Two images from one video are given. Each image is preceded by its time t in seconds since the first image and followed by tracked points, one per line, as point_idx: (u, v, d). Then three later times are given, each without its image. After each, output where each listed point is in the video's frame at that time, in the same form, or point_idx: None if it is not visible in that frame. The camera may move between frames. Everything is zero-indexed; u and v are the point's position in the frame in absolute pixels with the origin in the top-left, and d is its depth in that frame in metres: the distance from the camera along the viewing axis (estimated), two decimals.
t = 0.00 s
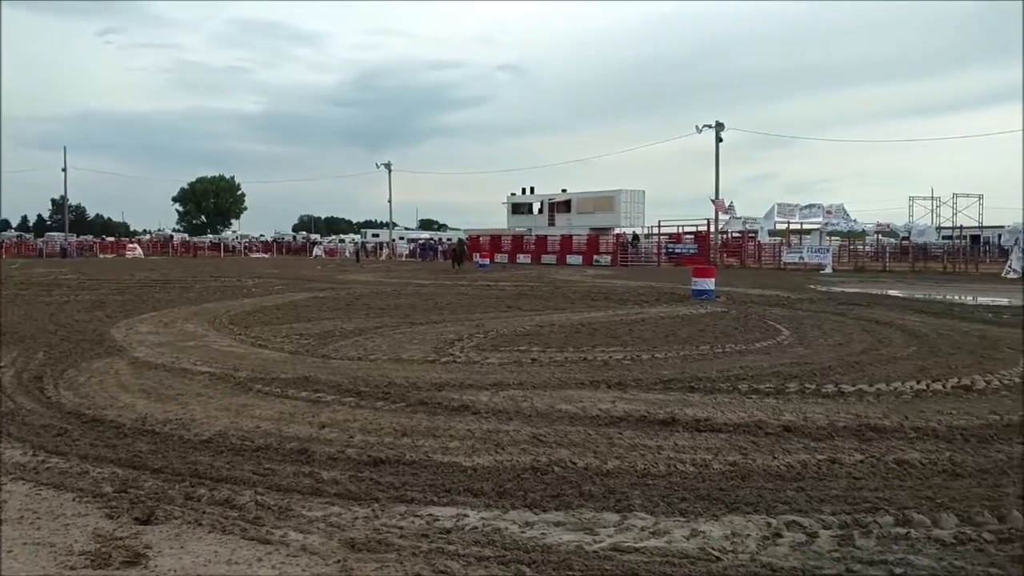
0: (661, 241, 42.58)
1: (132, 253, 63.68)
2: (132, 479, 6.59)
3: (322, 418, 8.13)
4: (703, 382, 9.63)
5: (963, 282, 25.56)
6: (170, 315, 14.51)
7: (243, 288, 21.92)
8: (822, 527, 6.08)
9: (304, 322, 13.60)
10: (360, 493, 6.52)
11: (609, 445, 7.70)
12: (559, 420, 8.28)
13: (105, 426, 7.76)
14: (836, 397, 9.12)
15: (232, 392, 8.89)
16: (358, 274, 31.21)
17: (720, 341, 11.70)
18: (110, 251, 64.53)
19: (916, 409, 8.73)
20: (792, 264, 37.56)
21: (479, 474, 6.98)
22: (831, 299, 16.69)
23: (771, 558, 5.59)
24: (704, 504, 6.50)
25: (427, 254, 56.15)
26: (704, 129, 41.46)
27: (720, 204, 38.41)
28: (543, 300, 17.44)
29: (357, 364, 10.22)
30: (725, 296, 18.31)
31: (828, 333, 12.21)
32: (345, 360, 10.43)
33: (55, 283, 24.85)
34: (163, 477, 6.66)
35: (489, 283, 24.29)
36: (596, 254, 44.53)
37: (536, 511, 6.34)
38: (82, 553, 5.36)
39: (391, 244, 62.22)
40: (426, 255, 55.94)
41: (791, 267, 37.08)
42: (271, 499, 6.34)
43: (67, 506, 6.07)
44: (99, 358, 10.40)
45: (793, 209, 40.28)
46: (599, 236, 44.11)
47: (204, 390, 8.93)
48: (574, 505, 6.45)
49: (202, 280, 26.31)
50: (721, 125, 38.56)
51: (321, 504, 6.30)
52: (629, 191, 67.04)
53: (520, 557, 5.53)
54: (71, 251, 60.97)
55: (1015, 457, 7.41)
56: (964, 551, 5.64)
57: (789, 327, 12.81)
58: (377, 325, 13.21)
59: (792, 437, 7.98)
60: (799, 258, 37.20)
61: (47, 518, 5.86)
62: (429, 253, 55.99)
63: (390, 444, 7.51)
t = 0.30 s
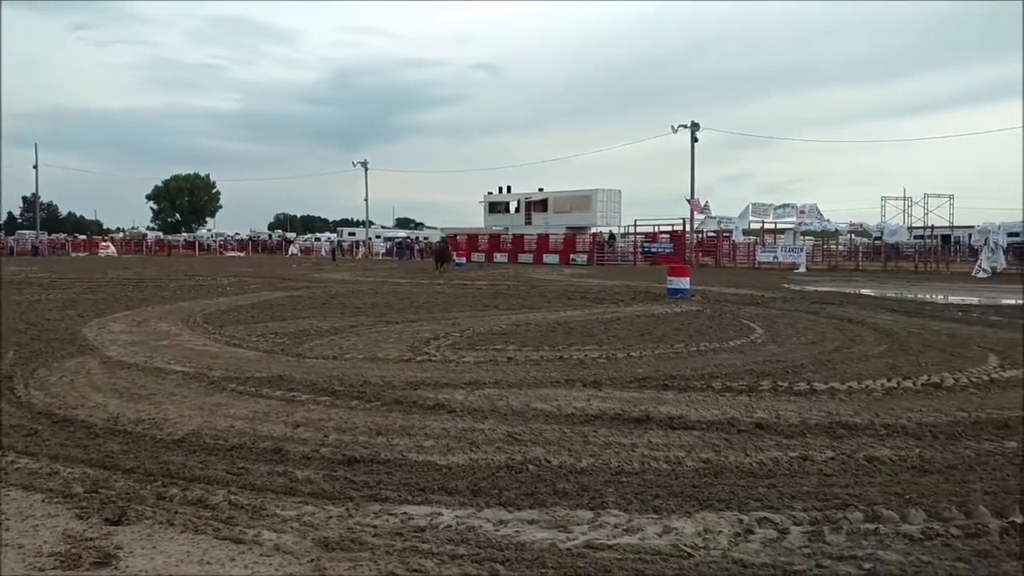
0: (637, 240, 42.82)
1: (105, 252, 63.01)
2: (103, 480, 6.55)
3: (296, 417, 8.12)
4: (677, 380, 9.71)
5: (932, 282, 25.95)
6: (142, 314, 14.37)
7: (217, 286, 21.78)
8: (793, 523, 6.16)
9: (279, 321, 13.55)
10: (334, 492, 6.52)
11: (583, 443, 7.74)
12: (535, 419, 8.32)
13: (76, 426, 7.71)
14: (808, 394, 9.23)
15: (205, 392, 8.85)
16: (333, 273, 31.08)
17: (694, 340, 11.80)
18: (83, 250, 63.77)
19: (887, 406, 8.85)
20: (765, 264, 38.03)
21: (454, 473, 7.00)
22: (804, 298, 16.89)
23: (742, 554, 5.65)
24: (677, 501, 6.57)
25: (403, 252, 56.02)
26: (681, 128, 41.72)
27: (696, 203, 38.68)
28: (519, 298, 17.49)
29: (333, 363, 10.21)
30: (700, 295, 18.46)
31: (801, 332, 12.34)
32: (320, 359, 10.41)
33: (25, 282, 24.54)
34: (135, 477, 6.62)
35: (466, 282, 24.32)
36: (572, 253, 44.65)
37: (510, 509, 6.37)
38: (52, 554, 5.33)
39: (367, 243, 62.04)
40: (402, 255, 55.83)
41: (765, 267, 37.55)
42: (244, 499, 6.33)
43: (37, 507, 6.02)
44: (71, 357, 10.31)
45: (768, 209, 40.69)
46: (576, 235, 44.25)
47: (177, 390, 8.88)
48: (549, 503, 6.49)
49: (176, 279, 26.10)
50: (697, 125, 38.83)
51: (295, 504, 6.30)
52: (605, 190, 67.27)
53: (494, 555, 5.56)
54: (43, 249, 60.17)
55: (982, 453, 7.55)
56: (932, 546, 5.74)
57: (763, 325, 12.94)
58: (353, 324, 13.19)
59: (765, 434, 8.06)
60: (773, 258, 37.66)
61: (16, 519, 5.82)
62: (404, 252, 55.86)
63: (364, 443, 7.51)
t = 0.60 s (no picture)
0: (609, 240, 43.02)
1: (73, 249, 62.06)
2: (68, 480, 6.48)
3: (266, 416, 8.08)
4: (648, 378, 9.79)
5: (897, 280, 26.36)
6: (110, 313, 14.19)
7: (187, 285, 21.56)
8: (760, 520, 6.24)
9: (249, 320, 13.47)
10: (304, 492, 6.50)
11: (554, 441, 7.78)
12: (505, 417, 8.34)
13: (41, 427, 7.61)
14: (776, 392, 9.34)
15: (173, 392, 8.77)
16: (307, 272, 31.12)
17: (665, 338, 11.89)
18: (49, 248, 62.81)
19: (854, 404, 8.98)
20: (736, 261, 38.32)
21: (424, 472, 7.01)
22: (774, 297, 17.08)
23: (710, 551, 5.72)
24: (646, 499, 6.62)
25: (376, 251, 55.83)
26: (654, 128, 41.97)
27: (668, 203, 38.97)
28: (492, 297, 17.53)
29: (303, 362, 10.17)
30: (671, 294, 18.60)
31: (770, 330, 12.49)
32: (290, 358, 10.37)
33: None
34: (101, 477, 6.56)
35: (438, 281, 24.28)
36: (545, 252, 44.69)
37: (480, 507, 6.39)
38: (14, 557, 5.27)
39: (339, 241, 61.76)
40: (374, 253, 55.66)
41: (736, 266, 37.95)
42: (212, 499, 6.29)
43: None
44: (35, 357, 10.17)
45: (739, 209, 41.09)
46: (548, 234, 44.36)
47: (145, 390, 8.80)
48: (519, 501, 6.52)
49: (146, 277, 25.80)
50: (669, 125, 39.10)
51: (264, 503, 6.27)
52: (577, 189, 67.42)
53: (464, 553, 5.57)
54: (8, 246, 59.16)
55: (946, 449, 7.68)
56: (896, 541, 5.84)
57: (732, 324, 13.08)
58: (324, 323, 13.14)
59: (733, 432, 8.15)
60: (744, 257, 38.07)
61: None
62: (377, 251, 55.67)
63: (334, 443, 7.49)
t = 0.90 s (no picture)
0: (595, 239, 43.10)
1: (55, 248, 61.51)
2: (51, 481, 6.43)
3: (251, 416, 8.05)
4: (633, 377, 9.82)
5: (879, 279, 26.57)
6: (93, 312, 14.10)
7: (171, 285, 21.43)
8: (745, 517, 6.27)
9: (233, 320, 13.41)
10: (289, 492, 6.49)
11: (540, 440, 7.80)
12: (491, 416, 8.35)
13: (23, 427, 7.56)
14: (761, 390, 9.40)
15: (157, 392, 8.72)
16: (293, 272, 31.11)
17: (651, 337, 11.92)
18: (31, 248, 62.23)
19: (838, 401, 9.05)
20: (721, 261, 38.78)
21: (410, 471, 7.00)
22: (759, 296, 17.17)
23: (695, 548, 5.74)
24: (632, 497, 6.64)
25: (361, 250, 55.66)
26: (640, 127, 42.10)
27: (653, 203, 39.07)
28: (478, 297, 17.53)
29: (288, 362, 10.14)
30: (656, 292, 18.67)
31: (755, 329, 12.54)
32: (275, 358, 10.34)
33: None
34: (84, 478, 6.52)
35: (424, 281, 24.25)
36: (532, 252, 44.67)
37: (466, 506, 6.39)
38: None
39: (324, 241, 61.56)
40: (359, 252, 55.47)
41: (721, 266, 38.17)
42: (196, 499, 6.26)
43: None
44: (17, 357, 10.09)
45: (724, 208, 41.28)
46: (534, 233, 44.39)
47: (128, 390, 8.75)
48: (505, 500, 6.53)
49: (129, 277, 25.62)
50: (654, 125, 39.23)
51: (249, 503, 6.25)
52: (563, 188, 67.52)
53: (449, 552, 5.57)
54: None
55: (929, 447, 7.75)
56: (879, 538, 5.88)
57: (718, 323, 13.13)
58: (309, 322, 13.09)
59: (719, 430, 8.19)
60: (729, 257, 38.32)
61: None
62: (363, 250, 55.51)
63: (320, 443, 7.48)
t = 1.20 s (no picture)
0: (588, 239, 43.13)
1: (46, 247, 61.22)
2: (41, 481, 6.41)
3: (242, 416, 8.04)
4: (625, 376, 9.84)
5: (870, 278, 26.63)
6: (84, 312, 14.06)
7: (162, 285, 21.35)
8: (737, 516, 6.29)
9: (225, 319, 13.38)
10: (280, 491, 6.48)
11: (532, 439, 7.80)
12: (483, 415, 8.35)
13: (13, 428, 7.53)
14: (753, 389, 9.42)
15: (148, 391, 8.71)
16: (284, 271, 30.87)
17: (643, 336, 11.95)
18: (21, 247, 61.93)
19: (829, 400, 9.08)
20: (713, 261, 38.92)
21: (402, 470, 7.00)
22: (751, 295, 17.21)
23: (687, 546, 5.75)
24: (624, 495, 6.66)
25: (353, 249, 55.56)
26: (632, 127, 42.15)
27: (646, 202, 39.13)
28: (470, 296, 17.53)
29: (279, 361, 10.12)
30: (648, 291, 18.69)
31: (746, 328, 12.57)
32: (267, 357, 10.32)
33: None
34: (75, 478, 6.50)
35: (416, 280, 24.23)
36: (524, 251, 44.61)
37: (458, 506, 6.39)
38: None
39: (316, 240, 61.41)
40: (351, 251, 55.33)
41: (714, 265, 38.30)
42: (188, 499, 6.25)
43: None
44: (7, 357, 10.05)
45: (716, 207, 41.38)
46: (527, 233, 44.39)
47: (119, 389, 8.72)
48: (497, 499, 6.53)
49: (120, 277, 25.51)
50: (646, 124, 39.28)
51: (240, 503, 6.24)
52: (556, 188, 67.57)
53: (441, 551, 5.57)
54: None
55: (919, 445, 7.78)
56: (870, 536, 5.91)
57: (710, 322, 13.15)
58: (301, 322, 13.07)
59: (710, 429, 8.21)
60: (721, 255, 38.49)
61: None
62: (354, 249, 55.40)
63: (312, 442, 7.47)
